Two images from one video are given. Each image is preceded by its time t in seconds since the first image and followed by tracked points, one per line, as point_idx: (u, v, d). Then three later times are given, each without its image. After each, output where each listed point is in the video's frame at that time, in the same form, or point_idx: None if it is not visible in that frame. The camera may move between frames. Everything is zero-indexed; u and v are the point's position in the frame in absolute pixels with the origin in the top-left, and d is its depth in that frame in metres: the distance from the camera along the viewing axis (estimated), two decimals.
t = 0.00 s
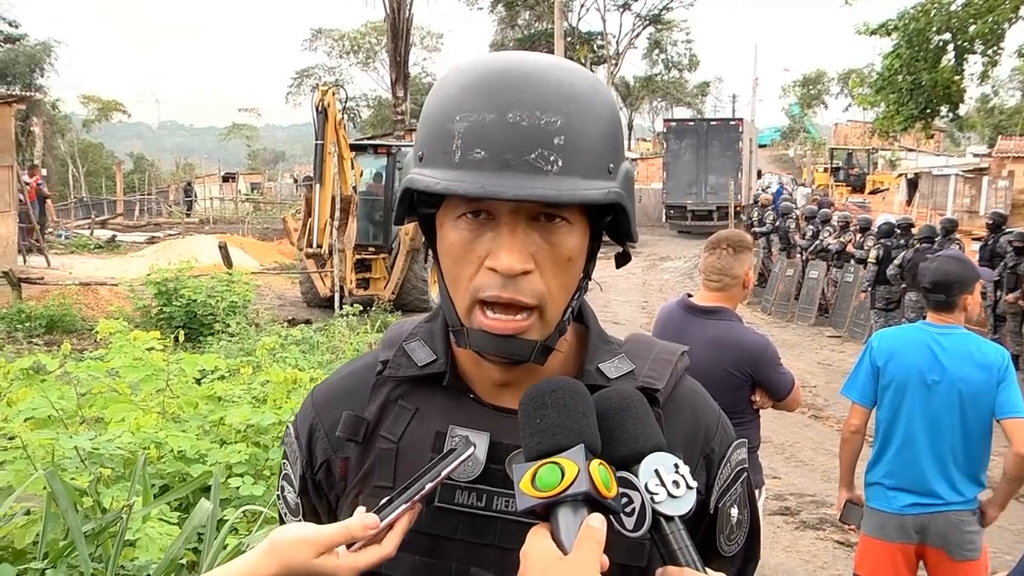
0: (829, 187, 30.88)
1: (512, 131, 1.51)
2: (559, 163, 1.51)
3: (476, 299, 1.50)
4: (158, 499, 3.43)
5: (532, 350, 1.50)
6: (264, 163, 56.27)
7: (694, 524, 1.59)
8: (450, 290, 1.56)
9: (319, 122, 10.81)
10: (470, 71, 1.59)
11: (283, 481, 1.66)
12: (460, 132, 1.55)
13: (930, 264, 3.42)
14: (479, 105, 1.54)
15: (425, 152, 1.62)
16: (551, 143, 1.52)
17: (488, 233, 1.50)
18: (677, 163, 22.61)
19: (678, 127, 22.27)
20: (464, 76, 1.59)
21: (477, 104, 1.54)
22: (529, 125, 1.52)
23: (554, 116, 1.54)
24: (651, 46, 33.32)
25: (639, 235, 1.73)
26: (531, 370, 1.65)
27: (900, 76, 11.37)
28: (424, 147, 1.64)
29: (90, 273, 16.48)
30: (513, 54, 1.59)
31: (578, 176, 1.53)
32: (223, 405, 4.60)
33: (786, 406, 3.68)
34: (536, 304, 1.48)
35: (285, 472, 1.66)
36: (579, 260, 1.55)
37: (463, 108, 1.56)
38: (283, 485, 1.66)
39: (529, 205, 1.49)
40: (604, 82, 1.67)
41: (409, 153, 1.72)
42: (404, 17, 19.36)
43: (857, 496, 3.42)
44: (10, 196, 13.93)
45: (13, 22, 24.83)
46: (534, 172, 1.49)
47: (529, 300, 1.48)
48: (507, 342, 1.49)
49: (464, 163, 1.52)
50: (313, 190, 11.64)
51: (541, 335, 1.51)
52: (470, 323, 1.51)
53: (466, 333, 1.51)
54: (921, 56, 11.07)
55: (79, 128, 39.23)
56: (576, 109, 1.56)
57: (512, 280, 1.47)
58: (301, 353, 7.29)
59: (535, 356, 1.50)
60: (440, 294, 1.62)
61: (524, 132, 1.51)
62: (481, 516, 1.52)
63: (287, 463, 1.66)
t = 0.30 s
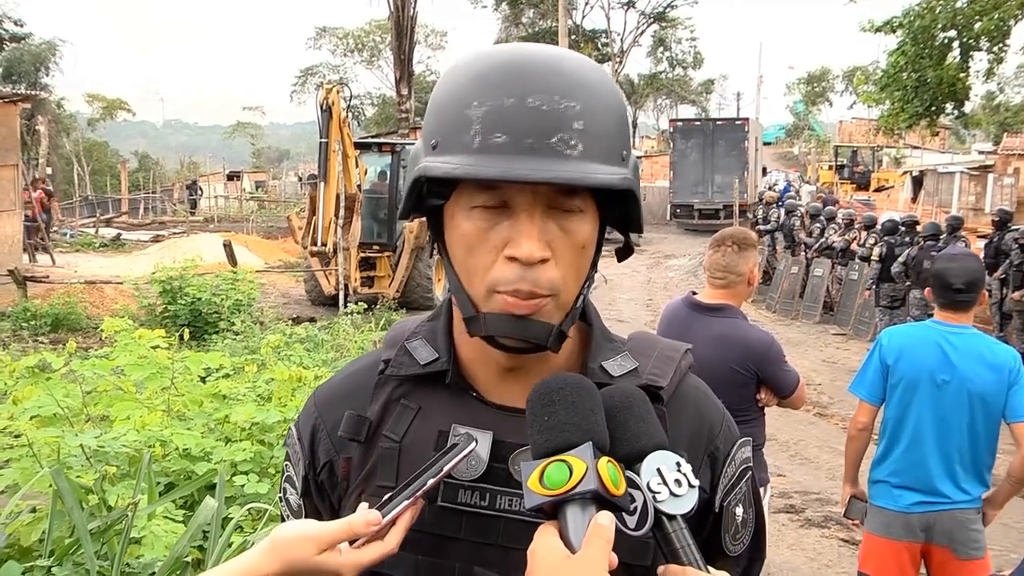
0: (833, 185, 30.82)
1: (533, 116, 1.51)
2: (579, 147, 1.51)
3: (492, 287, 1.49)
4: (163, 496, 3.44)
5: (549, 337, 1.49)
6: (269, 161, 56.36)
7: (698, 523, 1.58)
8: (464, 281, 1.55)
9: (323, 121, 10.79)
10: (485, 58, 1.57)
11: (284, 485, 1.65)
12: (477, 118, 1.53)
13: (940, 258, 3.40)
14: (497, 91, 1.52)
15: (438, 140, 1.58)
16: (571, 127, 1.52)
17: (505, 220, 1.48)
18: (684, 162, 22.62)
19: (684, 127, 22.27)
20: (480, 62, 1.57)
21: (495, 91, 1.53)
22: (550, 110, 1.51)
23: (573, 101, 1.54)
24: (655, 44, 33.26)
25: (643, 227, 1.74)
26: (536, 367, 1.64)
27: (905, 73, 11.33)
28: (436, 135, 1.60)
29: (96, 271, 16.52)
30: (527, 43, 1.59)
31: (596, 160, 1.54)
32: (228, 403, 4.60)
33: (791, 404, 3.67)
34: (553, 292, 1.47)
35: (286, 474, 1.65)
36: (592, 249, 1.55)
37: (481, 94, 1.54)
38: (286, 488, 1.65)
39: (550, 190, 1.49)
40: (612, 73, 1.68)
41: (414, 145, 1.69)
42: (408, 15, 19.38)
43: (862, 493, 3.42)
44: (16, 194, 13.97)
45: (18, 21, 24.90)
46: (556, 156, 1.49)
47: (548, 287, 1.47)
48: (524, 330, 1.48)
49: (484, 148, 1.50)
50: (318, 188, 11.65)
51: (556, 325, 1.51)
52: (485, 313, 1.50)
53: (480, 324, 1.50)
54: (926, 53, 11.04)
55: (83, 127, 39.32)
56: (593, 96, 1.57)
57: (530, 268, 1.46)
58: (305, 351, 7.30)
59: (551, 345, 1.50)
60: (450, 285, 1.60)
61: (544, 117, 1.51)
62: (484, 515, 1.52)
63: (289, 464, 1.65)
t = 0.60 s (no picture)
0: (835, 184, 30.80)
1: (575, 114, 1.53)
2: (615, 146, 1.56)
3: (522, 284, 1.49)
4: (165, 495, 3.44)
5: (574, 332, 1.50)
6: (270, 160, 56.36)
7: (696, 522, 1.58)
8: (485, 279, 1.54)
9: (325, 119, 10.77)
10: (523, 53, 1.58)
11: (278, 488, 1.65)
12: (519, 114, 1.53)
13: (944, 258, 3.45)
14: (539, 87, 1.54)
15: (470, 136, 1.57)
16: (609, 126, 1.56)
17: (536, 218, 1.49)
18: (687, 160, 22.64)
19: (688, 125, 22.26)
20: (517, 57, 1.57)
21: (538, 87, 1.54)
22: (588, 109, 1.55)
23: (608, 100, 1.58)
24: (656, 42, 33.21)
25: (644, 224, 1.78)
26: (538, 363, 1.64)
27: (907, 71, 11.31)
28: (465, 131, 1.58)
29: (97, 270, 16.52)
30: (560, 42, 1.61)
31: (629, 159, 1.59)
32: (229, 401, 4.59)
33: (793, 403, 3.66)
34: (582, 288, 1.49)
35: (280, 478, 1.65)
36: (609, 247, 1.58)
37: (521, 90, 1.55)
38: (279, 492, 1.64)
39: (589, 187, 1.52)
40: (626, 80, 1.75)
41: (431, 140, 1.66)
42: (409, 14, 19.37)
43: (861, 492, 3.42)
44: (17, 193, 13.97)
45: (19, 19, 24.93)
46: (598, 154, 1.52)
47: (578, 282, 1.48)
48: (548, 324, 1.47)
49: (526, 145, 1.50)
50: (319, 186, 11.64)
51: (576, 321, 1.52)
52: (510, 309, 1.49)
53: (504, 319, 1.49)
54: (928, 52, 11.02)
55: (85, 126, 39.33)
56: (623, 98, 1.62)
57: (562, 263, 1.47)
58: (306, 350, 7.30)
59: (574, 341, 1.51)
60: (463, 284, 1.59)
61: (585, 115, 1.54)
62: (482, 514, 1.52)
63: (283, 468, 1.64)
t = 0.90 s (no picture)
0: (834, 184, 30.81)
1: (588, 110, 1.54)
2: (625, 144, 1.57)
3: (527, 283, 1.49)
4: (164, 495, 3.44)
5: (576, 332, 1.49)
6: (269, 160, 56.36)
7: (696, 523, 1.58)
8: (491, 277, 1.53)
9: (324, 119, 10.77)
10: (534, 50, 1.58)
11: (272, 494, 1.64)
12: (531, 110, 1.53)
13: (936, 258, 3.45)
14: (552, 83, 1.54)
15: (480, 131, 1.55)
16: (619, 123, 1.57)
17: (544, 215, 1.49)
18: (689, 160, 22.67)
19: (689, 125, 22.28)
20: (530, 53, 1.57)
21: (552, 83, 1.54)
22: (599, 105, 1.55)
23: (618, 98, 1.59)
24: (656, 42, 33.20)
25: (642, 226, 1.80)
26: (536, 364, 1.65)
27: (906, 71, 11.30)
28: (475, 126, 1.57)
29: (97, 270, 16.54)
30: (570, 42, 1.62)
31: (637, 158, 1.60)
32: (229, 401, 4.59)
33: (793, 403, 3.66)
34: (588, 286, 1.49)
35: (274, 483, 1.64)
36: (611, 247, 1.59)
37: (534, 86, 1.55)
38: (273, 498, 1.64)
39: (597, 184, 1.52)
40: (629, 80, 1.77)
41: (436, 136, 1.64)
42: (409, 13, 19.39)
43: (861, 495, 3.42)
44: (17, 193, 13.97)
45: (18, 19, 24.93)
46: (610, 151, 1.53)
47: (584, 281, 1.49)
48: (552, 322, 1.47)
49: (539, 140, 1.50)
50: (319, 186, 11.62)
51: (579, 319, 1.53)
52: (516, 308, 1.49)
53: (508, 317, 1.49)
54: (927, 52, 11.02)
55: (84, 126, 39.31)
56: (631, 97, 1.64)
57: (569, 261, 1.47)
58: (307, 350, 7.30)
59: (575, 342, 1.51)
60: (466, 282, 1.58)
61: (597, 112, 1.55)
62: (480, 515, 1.52)
63: (277, 474, 1.64)
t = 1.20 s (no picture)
0: (836, 185, 30.78)
1: (601, 112, 1.54)
2: (636, 146, 1.58)
3: (537, 285, 1.49)
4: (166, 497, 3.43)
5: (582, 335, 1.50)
6: (271, 161, 56.43)
7: (699, 526, 1.58)
8: (499, 278, 1.53)
9: (326, 121, 10.77)
10: (548, 51, 1.58)
11: (271, 499, 1.63)
12: (545, 111, 1.53)
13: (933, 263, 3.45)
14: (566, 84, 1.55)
15: (492, 131, 1.55)
16: (630, 125, 1.58)
17: (554, 216, 1.49)
18: (692, 161, 22.68)
19: (692, 127, 22.28)
20: (544, 55, 1.58)
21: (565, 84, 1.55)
22: (611, 108, 1.57)
23: (630, 101, 1.60)
24: (657, 44, 33.20)
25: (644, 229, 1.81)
26: (540, 367, 1.65)
27: (907, 73, 11.30)
28: (485, 127, 1.57)
29: (98, 272, 16.60)
30: (583, 45, 1.63)
31: (646, 161, 1.61)
32: (231, 403, 4.58)
33: (795, 404, 3.67)
34: (595, 288, 1.50)
35: (273, 488, 1.63)
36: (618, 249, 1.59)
37: (547, 88, 1.55)
38: (272, 503, 1.62)
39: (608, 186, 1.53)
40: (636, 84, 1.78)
41: (446, 135, 1.64)
42: (410, 16, 19.42)
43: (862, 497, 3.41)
44: (19, 196, 13.98)
45: (20, 21, 24.95)
46: (622, 152, 1.54)
47: (593, 283, 1.49)
48: (559, 325, 1.47)
49: (553, 141, 1.50)
50: (320, 188, 11.62)
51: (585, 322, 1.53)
52: (524, 311, 1.49)
53: (517, 320, 1.49)
54: (928, 53, 11.02)
55: (86, 128, 39.35)
56: (640, 99, 1.65)
57: (579, 262, 1.47)
58: (308, 352, 7.30)
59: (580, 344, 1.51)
60: (472, 284, 1.58)
61: (609, 113, 1.56)
62: (484, 518, 1.52)
63: (277, 479, 1.63)
